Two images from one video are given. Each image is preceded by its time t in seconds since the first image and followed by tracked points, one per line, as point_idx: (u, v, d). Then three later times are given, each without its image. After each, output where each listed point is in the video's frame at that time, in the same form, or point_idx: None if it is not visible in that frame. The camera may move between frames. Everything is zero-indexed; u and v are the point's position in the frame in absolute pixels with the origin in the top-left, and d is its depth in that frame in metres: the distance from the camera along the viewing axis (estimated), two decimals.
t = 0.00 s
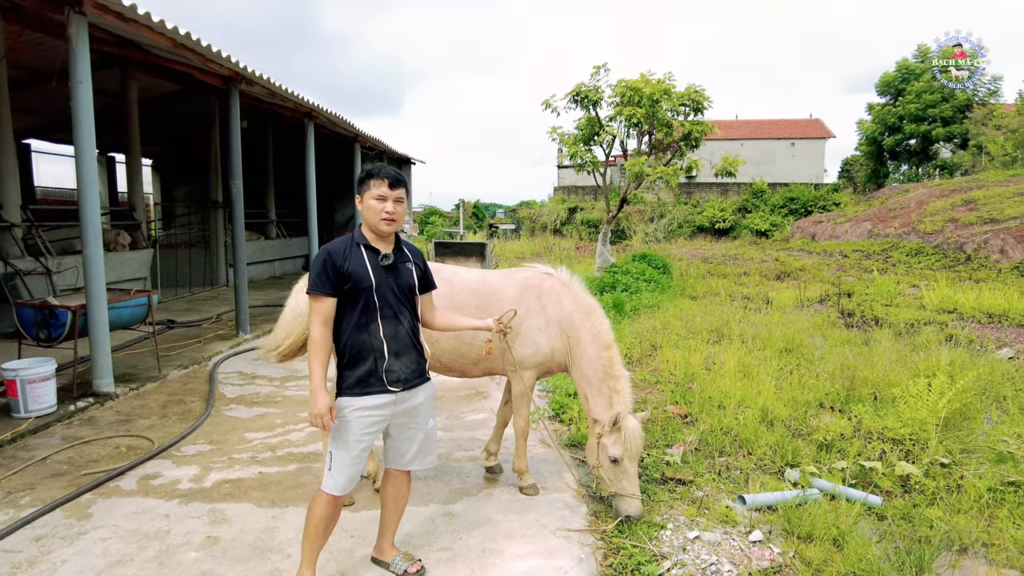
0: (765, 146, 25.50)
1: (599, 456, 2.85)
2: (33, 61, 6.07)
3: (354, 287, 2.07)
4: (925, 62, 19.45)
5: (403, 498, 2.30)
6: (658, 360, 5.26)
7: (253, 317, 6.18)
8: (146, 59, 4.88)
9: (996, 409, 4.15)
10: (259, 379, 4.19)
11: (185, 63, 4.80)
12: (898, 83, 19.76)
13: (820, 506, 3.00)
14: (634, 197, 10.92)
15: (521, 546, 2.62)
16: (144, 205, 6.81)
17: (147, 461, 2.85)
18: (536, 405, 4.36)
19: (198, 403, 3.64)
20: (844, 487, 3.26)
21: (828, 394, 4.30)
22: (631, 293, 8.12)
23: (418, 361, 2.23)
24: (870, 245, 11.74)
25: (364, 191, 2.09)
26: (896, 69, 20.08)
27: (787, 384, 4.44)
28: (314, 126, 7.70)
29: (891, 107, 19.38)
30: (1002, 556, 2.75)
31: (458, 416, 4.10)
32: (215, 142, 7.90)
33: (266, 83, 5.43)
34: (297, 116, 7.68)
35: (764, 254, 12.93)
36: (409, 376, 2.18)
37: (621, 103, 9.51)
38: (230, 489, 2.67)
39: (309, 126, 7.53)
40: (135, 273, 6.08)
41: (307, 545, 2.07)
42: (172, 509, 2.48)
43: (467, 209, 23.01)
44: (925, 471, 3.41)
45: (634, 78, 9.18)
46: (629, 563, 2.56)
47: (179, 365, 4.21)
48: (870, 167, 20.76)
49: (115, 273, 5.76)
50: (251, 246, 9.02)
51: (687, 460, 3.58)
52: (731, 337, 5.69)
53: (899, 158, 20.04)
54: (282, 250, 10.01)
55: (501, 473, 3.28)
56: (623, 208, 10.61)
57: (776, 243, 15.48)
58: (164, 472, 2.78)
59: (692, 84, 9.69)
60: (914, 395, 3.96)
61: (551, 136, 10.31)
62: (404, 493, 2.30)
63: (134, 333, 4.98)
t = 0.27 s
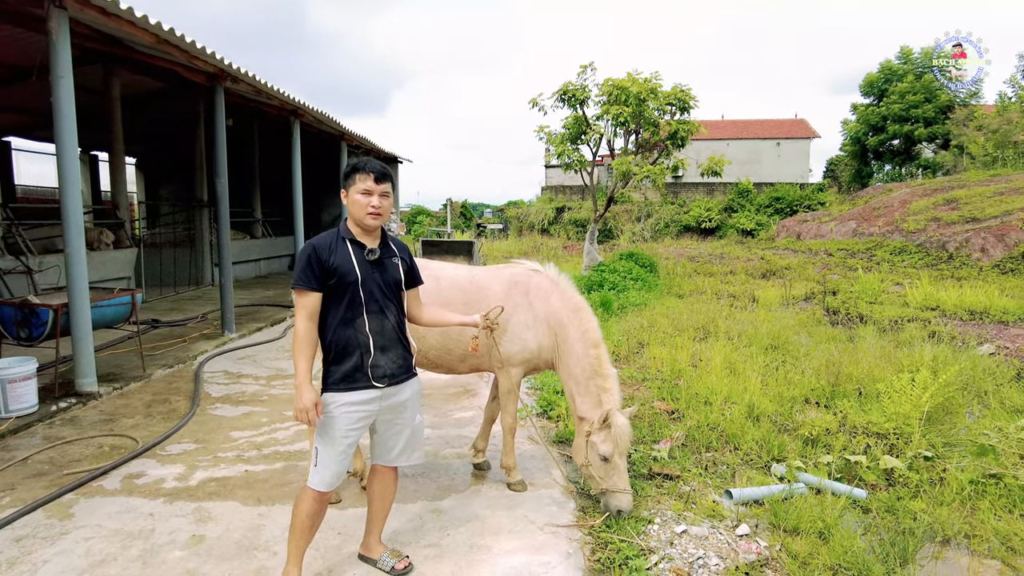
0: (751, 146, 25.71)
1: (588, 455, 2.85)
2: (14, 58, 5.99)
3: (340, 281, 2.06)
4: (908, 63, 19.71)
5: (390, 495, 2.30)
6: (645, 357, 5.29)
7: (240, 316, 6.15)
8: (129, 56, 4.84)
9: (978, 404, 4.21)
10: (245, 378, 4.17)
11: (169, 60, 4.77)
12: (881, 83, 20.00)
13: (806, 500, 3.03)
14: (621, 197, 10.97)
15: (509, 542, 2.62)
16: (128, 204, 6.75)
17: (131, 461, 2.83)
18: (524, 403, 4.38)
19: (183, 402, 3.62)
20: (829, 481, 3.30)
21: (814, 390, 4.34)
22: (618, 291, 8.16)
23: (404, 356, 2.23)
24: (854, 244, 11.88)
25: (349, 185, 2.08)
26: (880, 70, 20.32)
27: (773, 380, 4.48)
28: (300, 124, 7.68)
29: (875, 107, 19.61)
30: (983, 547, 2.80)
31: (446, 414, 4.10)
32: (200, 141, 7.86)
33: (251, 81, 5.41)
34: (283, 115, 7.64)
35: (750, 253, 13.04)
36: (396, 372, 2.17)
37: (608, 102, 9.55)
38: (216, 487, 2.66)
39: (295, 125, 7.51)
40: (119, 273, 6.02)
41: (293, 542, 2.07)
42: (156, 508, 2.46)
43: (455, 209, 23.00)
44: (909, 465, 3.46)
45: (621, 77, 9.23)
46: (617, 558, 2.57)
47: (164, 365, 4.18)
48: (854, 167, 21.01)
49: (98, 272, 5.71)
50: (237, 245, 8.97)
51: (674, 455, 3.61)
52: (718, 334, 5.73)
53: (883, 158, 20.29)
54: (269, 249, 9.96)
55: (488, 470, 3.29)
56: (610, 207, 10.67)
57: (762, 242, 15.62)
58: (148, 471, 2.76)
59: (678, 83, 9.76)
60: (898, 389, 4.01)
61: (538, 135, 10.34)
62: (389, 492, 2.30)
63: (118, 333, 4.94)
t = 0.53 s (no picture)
0: (737, 145, 25.91)
1: (576, 449, 2.87)
2: None
3: (326, 280, 2.05)
4: (892, 64, 19.95)
5: (378, 495, 2.30)
6: (632, 356, 5.32)
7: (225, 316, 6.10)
8: (112, 53, 4.79)
9: (960, 401, 4.28)
10: (231, 379, 4.14)
11: (153, 57, 4.72)
12: (865, 83, 20.22)
13: (792, 496, 3.07)
14: (608, 196, 11.02)
15: (497, 540, 2.63)
16: (111, 203, 6.67)
17: (116, 462, 2.80)
18: (512, 402, 4.39)
19: (168, 403, 3.59)
20: (815, 477, 3.34)
21: (800, 388, 4.39)
22: (606, 291, 8.20)
23: (392, 356, 2.23)
24: (839, 243, 12.02)
25: (336, 184, 2.07)
26: (864, 70, 20.56)
27: (760, 378, 4.53)
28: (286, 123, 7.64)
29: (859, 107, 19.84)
30: (965, 541, 2.85)
31: (434, 413, 4.10)
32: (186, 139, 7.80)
33: (237, 79, 5.38)
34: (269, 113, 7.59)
35: (736, 252, 13.15)
36: (383, 371, 2.17)
37: (595, 101, 9.59)
38: (202, 488, 2.64)
39: (281, 123, 7.47)
40: (102, 272, 5.95)
41: (280, 543, 2.06)
42: (141, 510, 2.45)
43: (442, 208, 22.97)
44: (893, 461, 3.50)
45: (608, 77, 9.26)
46: (605, 556, 2.59)
47: (149, 366, 4.14)
48: (839, 166, 21.24)
49: (81, 272, 5.64)
50: (223, 245, 8.90)
51: (661, 453, 3.64)
52: (704, 333, 5.78)
53: (867, 157, 20.54)
54: (254, 249, 9.90)
55: (477, 469, 3.30)
56: (598, 206, 10.71)
57: (749, 241, 15.76)
58: (133, 473, 2.73)
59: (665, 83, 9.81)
60: (882, 387, 4.07)
61: (526, 134, 10.36)
62: (377, 493, 2.29)
63: (102, 333, 4.88)
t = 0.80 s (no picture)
0: (724, 146, 26.10)
1: (571, 450, 2.86)
2: None
3: (315, 280, 2.05)
4: (877, 65, 20.18)
5: (368, 495, 2.29)
6: (622, 355, 5.35)
7: (213, 317, 6.06)
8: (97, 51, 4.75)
9: (945, 398, 4.34)
10: (220, 380, 4.12)
11: (139, 55, 4.69)
12: (851, 84, 20.44)
13: (781, 494, 3.09)
14: (597, 196, 11.07)
15: (488, 540, 2.63)
16: (97, 203, 6.60)
17: (103, 464, 2.78)
18: (503, 401, 4.40)
19: (155, 405, 3.56)
20: (804, 475, 3.37)
21: (788, 386, 4.43)
22: (595, 290, 8.23)
23: (381, 356, 2.23)
24: (826, 242, 12.14)
25: (324, 183, 2.07)
26: (850, 71, 20.77)
27: (748, 376, 4.57)
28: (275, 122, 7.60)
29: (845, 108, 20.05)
30: (952, 537, 2.90)
31: (424, 414, 4.10)
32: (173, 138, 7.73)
33: (224, 78, 5.34)
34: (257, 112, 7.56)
35: (724, 251, 13.24)
36: (372, 372, 2.17)
37: (584, 101, 9.63)
38: (190, 490, 2.62)
39: (269, 123, 7.44)
40: (87, 273, 5.89)
41: (269, 544, 2.04)
42: (128, 512, 2.42)
43: (431, 208, 22.95)
44: (880, 458, 3.55)
45: (597, 77, 9.30)
46: (596, 555, 2.61)
47: (135, 366, 4.10)
48: (826, 166, 21.47)
49: (66, 273, 5.57)
50: (210, 245, 8.84)
51: (651, 452, 3.66)
52: (693, 332, 5.82)
53: (853, 158, 20.78)
54: (242, 249, 9.84)
55: (467, 469, 3.30)
56: (587, 206, 10.75)
57: (736, 241, 15.89)
58: (120, 475, 2.71)
59: (654, 83, 9.86)
60: (869, 384, 4.11)
61: (515, 134, 10.38)
62: (367, 494, 2.29)
63: (87, 333, 4.83)
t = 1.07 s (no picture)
0: (714, 146, 26.27)
1: (564, 450, 2.86)
2: None
3: (304, 282, 2.04)
4: (865, 66, 20.37)
5: (359, 497, 2.29)
6: (613, 355, 5.37)
7: (201, 318, 6.02)
8: (84, 49, 4.71)
9: (932, 396, 4.38)
10: (209, 381, 4.09)
11: (126, 54, 4.66)
12: (839, 85, 20.62)
13: (771, 493, 3.11)
14: (588, 196, 11.10)
15: (480, 540, 2.64)
16: (84, 203, 6.53)
17: (91, 466, 2.75)
18: (494, 401, 4.40)
19: (143, 406, 3.53)
20: (794, 473, 3.39)
21: (777, 385, 4.47)
22: (586, 290, 8.26)
23: (372, 356, 2.22)
24: (814, 242, 12.24)
25: (313, 184, 2.06)
26: (838, 72, 20.96)
27: (738, 375, 4.60)
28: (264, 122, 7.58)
29: (834, 109, 20.23)
30: (939, 534, 2.93)
31: (415, 414, 4.09)
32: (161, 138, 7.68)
33: (213, 77, 5.32)
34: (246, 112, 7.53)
35: (713, 251, 13.32)
36: (363, 372, 2.16)
37: (574, 101, 9.65)
38: (179, 492, 2.60)
39: (259, 122, 7.41)
40: (74, 273, 5.83)
41: (261, 545, 2.04)
42: (117, 515, 2.40)
43: (422, 208, 22.91)
44: (869, 456, 3.58)
45: (587, 77, 9.33)
46: (587, 555, 2.62)
47: (123, 368, 4.07)
48: (814, 166, 21.66)
49: (53, 273, 5.51)
50: (198, 245, 8.79)
51: (642, 451, 3.67)
52: (683, 331, 5.85)
53: (841, 158, 20.97)
54: (231, 249, 9.78)
55: (459, 470, 3.30)
56: (577, 206, 10.78)
57: (726, 241, 16.00)
58: (108, 477, 2.68)
59: (644, 83, 9.90)
60: (857, 383, 4.15)
61: (505, 134, 10.40)
62: (358, 495, 2.28)
63: (74, 335, 4.78)
